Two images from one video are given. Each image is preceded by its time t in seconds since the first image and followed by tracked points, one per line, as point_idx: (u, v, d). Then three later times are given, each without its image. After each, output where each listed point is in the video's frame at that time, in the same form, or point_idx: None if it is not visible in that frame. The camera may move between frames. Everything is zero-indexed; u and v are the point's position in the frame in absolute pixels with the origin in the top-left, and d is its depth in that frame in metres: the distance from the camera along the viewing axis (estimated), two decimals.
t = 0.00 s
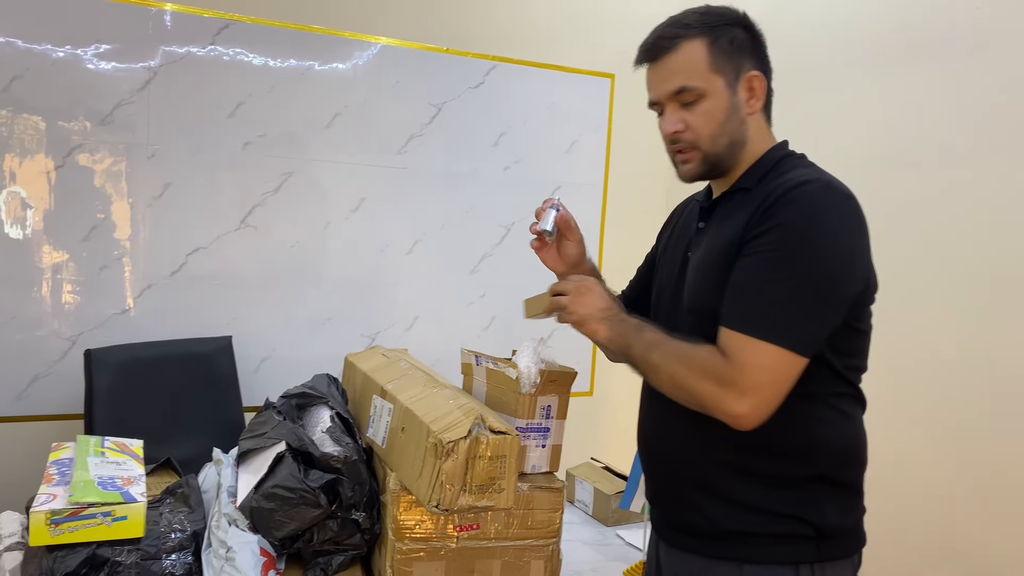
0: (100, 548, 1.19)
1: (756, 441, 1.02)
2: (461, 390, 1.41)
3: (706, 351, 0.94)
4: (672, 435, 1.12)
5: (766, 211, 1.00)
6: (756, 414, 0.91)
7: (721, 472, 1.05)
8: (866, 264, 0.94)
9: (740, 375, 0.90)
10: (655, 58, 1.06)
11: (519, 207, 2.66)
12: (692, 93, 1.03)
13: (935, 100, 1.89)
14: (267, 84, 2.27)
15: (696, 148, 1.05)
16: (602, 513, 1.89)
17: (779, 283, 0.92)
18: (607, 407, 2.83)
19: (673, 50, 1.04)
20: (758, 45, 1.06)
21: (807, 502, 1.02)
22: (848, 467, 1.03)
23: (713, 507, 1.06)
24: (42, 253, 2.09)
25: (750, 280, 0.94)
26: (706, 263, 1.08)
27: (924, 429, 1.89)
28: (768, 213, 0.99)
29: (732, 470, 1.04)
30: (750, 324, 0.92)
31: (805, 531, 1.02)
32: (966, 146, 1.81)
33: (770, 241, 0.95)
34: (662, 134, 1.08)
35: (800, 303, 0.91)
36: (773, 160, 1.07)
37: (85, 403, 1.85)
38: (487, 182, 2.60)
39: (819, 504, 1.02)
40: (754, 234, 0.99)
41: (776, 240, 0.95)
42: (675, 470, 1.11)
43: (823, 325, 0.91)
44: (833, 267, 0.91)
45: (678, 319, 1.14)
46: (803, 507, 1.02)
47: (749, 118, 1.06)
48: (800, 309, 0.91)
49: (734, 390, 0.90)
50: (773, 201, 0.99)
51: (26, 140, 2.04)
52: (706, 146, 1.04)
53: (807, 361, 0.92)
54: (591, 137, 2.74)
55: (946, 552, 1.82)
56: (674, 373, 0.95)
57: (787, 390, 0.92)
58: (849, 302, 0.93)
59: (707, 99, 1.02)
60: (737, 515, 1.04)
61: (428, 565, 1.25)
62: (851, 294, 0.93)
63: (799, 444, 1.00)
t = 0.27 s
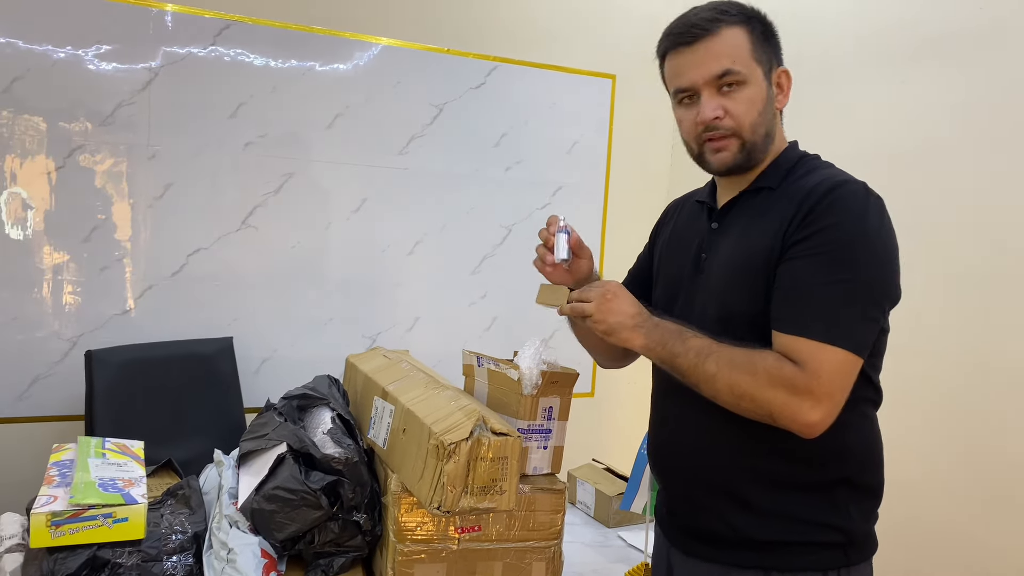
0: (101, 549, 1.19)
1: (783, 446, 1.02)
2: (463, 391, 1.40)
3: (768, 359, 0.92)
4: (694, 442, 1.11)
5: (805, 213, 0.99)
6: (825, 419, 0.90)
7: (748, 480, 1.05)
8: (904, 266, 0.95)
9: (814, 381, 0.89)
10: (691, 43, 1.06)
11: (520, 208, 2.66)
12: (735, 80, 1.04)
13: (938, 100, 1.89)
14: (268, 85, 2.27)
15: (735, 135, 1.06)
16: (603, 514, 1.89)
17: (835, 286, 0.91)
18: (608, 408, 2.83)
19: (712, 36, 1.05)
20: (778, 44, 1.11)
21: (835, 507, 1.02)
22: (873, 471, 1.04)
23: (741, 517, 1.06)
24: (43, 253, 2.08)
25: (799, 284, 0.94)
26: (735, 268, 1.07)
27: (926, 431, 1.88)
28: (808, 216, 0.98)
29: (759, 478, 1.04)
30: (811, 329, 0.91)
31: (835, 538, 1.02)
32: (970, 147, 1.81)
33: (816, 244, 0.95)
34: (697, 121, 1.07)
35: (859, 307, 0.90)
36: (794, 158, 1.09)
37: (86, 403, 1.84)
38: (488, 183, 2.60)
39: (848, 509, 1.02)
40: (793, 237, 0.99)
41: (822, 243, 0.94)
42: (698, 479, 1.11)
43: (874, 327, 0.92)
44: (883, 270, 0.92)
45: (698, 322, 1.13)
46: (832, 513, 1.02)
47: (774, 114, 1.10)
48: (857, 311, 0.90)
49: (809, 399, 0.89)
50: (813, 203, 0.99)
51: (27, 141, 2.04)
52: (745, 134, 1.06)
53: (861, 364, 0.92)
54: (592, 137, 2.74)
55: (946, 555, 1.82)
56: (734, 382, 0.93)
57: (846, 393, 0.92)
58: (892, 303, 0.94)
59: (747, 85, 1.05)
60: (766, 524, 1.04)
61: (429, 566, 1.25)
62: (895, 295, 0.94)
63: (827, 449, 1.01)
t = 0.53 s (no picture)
0: (94, 552, 1.20)
1: (791, 454, 1.01)
2: (459, 393, 1.40)
3: (772, 361, 0.93)
4: (698, 446, 1.11)
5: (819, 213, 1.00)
6: (829, 422, 0.91)
7: (753, 486, 1.04)
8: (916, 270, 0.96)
9: (819, 385, 0.90)
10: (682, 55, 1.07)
11: (518, 209, 2.66)
12: (722, 93, 1.04)
13: (937, 102, 1.89)
14: (266, 86, 2.26)
15: (720, 150, 1.07)
16: (601, 517, 1.88)
17: (848, 288, 0.92)
18: (606, 410, 2.83)
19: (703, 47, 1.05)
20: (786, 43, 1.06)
21: (842, 516, 1.02)
22: (879, 480, 1.04)
23: (748, 523, 1.05)
24: (39, 255, 2.08)
25: (812, 285, 0.94)
26: (747, 268, 1.07)
27: (927, 433, 1.89)
28: (823, 216, 0.99)
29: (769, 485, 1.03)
30: (822, 330, 0.91)
31: (841, 547, 1.02)
32: (972, 149, 1.81)
33: (832, 245, 0.95)
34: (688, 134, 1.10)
35: (870, 309, 0.91)
36: (809, 163, 1.08)
37: (83, 405, 1.84)
38: (487, 184, 2.60)
39: (855, 518, 1.02)
40: (807, 237, 0.99)
41: (837, 244, 0.95)
42: (705, 483, 1.10)
43: (885, 330, 0.93)
44: (896, 273, 0.93)
45: (706, 322, 1.13)
46: (839, 521, 1.02)
47: (777, 121, 1.07)
48: (869, 313, 0.91)
49: (814, 402, 0.89)
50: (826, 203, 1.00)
51: (23, 141, 2.04)
52: (731, 148, 1.06)
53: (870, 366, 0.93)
54: (591, 139, 2.74)
55: (947, 558, 1.82)
56: (735, 386, 0.94)
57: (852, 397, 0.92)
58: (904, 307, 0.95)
59: (733, 100, 1.04)
60: (773, 531, 1.03)
61: (425, 569, 1.24)
62: (906, 298, 0.95)
63: (835, 456, 1.01)
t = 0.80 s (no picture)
0: (91, 553, 1.19)
1: (786, 457, 1.01)
2: (459, 393, 1.39)
3: (735, 353, 0.93)
4: (694, 446, 1.11)
5: (810, 213, 0.99)
6: (785, 419, 0.90)
7: (747, 489, 1.04)
8: (907, 272, 0.94)
9: (776, 379, 0.89)
10: (670, 68, 1.10)
11: (518, 208, 2.65)
12: (699, 106, 1.06)
13: (938, 102, 1.88)
14: (265, 85, 2.26)
15: (705, 159, 1.10)
16: (601, 517, 1.88)
17: (825, 286, 0.92)
18: (606, 409, 2.82)
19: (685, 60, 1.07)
20: (778, 46, 1.04)
21: (836, 521, 1.01)
22: (878, 485, 1.02)
23: (742, 523, 1.05)
24: (37, 255, 2.07)
25: (792, 281, 0.94)
26: (742, 268, 1.07)
27: (928, 433, 1.88)
28: (812, 213, 0.98)
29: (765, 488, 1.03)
30: (792, 326, 0.91)
31: (834, 552, 1.01)
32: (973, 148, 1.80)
33: (817, 242, 0.95)
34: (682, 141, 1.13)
35: (843, 307, 0.91)
36: (808, 166, 1.07)
37: (81, 404, 1.83)
38: (487, 183, 2.59)
39: (851, 525, 1.02)
40: (795, 234, 0.99)
41: (822, 241, 0.94)
42: (701, 482, 1.09)
43: (863, 332, 0.92)
44: (877, 273, 0.91)
45: (710, 320, 1.13)
46: (833, 527, 1.01)
47: (764, 127, 1.06)
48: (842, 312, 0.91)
49: (768, 395, 0.88)
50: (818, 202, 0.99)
51: (20, 140, 2.03)
52: (714, 157, 1.08)
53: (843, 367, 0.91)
54: (590, 138, 2.73)
55: (948, 558, 1.81)
56: (696, 374, 0.93)
57: (817, 396, 0.91)
58: (890, 310, 0.93)
59: (712, 111, 1.06)
60: (767, 533, 1.03)
61: (425, 570, 1.24)
62: (892, 300, 0.93)
63: (830, 461, 0.99)
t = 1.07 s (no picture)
0: (88, 550, 1.18)
1: (772, 456, 1.01)
2: (458, 390, 1.38)
3: (688, 334, 0.94)
4: (685, 443, 1.11)
5: (788, 207, 0.99)
6: (728, 400, 0.90)
7: (734, 486, 1.04)
8: (885, 266, 0.92)
9: (721, 360, 0.90)
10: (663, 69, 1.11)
11: (518, 205, 2.64)
12: (689, 106, 1.07)
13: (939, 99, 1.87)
14: (265, 80, 2.25)
15: (699, 158, 1.11)
16: (601, 515, 1.87)
17: (787, 273, 0.91)
18: (607, 407, 2.81)
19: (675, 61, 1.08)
20: (768, 44, 1.03)
21: (823, 521, 1.00)
22: (868, 486, 1.01)
23: (731, 521, 1.05)
24: (35, 251, 2.06)
25: (758, 270, 0.94)
26: (730, 262, 1.07)
27: (928, 431, 1.88)
28: (792, 206, 0.98)
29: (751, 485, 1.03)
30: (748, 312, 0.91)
31: (820, 553, 1.00)
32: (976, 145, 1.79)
33: (788, 232, 0.95)
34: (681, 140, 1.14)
35: (803, 296, 0.90)
36: (801, 161, 1.06)
37: (79, 401, 1.82)
38: (488, 180, 2.58)
39: (837, 526, 1.01)
40: (773, 226, 0.99)
41: (794, 232, 0.94)
42: (692, 479, 1.10)
43: (827, 323, 0.91)
44: (845, 264, 0.90)
45: (704, 314, 1.13)
46: (820, 527, 1.00)
47: (756, 125, 1.05)
48: (803, 299, 0.90)
49: (709, 373, 0.90)
50: (799, 196, 0.99)
51: (18, 136, 2.02)
52: (707, 157, 1.09)
53: (800, 356, 0.91)
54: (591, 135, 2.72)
55: (948, 556, 1.81)
56: (646, 354, 0.96)
57: (769, 382, 0.91)
58: (865, 305, 0.92)
59: (702, 111, 1.06)
60: (753, 531, 1.03)
61: (423, 568, 1.24)
62: (865, 294, 0.91)
63: (817, 461, 0.99)
